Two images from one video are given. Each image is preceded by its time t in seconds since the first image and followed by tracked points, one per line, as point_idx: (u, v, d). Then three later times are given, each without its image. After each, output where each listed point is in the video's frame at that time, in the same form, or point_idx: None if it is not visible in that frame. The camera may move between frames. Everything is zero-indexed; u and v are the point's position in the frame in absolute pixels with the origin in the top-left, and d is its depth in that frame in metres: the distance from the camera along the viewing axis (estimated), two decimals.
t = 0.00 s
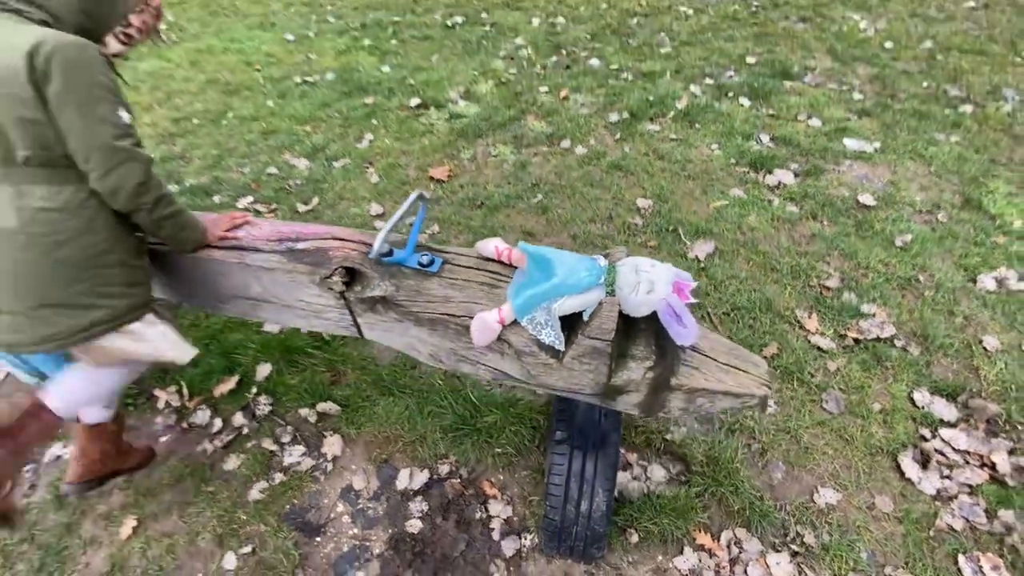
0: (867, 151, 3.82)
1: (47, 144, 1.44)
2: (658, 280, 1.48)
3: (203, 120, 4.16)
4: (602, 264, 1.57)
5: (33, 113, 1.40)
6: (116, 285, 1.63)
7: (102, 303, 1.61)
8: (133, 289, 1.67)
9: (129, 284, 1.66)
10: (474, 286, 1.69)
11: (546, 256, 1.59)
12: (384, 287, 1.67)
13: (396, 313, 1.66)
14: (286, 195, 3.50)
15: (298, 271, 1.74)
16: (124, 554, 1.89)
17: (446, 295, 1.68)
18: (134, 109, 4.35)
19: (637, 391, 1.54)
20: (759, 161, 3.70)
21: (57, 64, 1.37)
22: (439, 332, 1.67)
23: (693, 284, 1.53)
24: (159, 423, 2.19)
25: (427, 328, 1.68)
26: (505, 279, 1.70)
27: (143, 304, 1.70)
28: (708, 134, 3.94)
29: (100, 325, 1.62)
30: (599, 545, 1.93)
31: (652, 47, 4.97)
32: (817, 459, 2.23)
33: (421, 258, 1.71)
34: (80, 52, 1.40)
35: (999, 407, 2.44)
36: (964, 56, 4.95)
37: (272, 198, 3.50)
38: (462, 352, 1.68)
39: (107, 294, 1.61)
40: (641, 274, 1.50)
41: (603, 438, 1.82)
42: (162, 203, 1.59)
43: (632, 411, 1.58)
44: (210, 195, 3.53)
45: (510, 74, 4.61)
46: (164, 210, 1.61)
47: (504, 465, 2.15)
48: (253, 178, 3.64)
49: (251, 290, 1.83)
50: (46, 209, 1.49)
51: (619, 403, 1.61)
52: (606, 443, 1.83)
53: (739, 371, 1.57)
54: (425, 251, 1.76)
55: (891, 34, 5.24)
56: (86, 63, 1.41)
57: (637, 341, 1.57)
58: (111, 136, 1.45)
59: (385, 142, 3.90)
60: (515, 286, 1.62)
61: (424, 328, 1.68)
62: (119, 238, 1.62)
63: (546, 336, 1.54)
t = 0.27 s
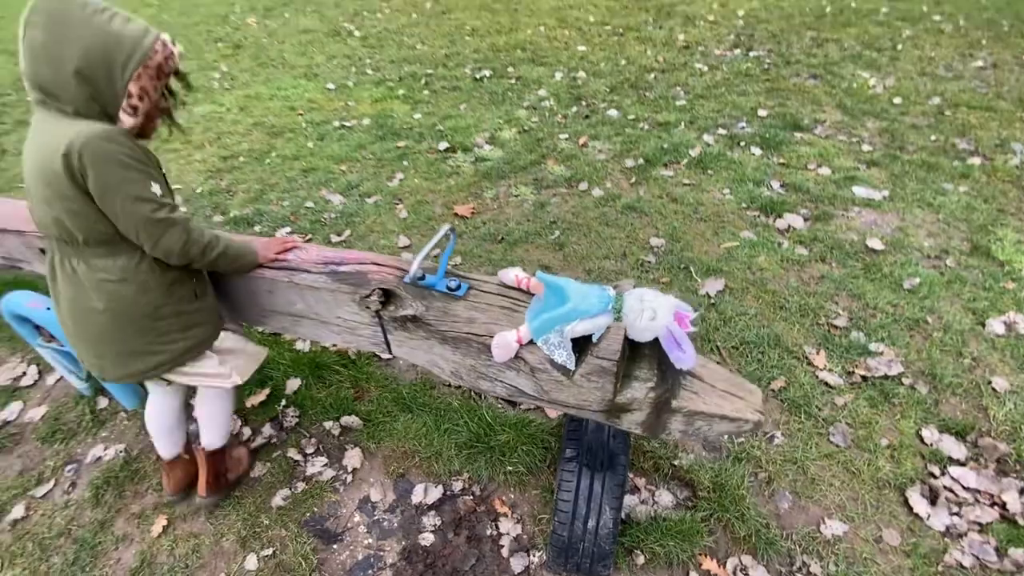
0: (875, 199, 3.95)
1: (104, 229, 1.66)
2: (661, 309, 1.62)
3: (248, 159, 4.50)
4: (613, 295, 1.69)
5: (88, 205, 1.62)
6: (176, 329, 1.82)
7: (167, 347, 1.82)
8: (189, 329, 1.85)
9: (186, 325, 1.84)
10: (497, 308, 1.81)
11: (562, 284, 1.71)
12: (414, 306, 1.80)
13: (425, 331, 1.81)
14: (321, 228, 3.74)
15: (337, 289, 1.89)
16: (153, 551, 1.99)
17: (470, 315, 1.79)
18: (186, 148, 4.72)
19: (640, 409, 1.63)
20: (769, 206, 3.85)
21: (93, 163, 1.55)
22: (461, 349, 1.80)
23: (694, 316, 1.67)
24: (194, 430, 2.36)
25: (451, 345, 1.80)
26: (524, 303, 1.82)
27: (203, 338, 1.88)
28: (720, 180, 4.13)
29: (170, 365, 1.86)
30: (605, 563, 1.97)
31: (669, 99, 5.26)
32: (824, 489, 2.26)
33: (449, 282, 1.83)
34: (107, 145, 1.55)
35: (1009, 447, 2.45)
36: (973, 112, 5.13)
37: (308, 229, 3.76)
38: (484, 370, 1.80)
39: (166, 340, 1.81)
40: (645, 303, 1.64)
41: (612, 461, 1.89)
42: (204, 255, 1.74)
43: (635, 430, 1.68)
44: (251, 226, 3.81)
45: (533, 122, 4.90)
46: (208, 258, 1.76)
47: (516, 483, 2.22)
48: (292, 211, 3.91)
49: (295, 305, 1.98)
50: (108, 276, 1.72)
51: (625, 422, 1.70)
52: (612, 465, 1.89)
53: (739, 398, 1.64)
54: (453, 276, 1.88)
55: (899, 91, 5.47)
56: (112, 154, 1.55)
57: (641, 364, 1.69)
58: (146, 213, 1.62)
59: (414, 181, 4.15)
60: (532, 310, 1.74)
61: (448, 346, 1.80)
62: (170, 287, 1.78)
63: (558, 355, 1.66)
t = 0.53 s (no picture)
0: (888, 243, 4.03)
1: (153, 239, 1.86)
2: (654, 345, 1.73)
3: (288, 184, 4.83)
4: (613, 330, 1.81)
5: (143, 219, 1.82)
6: (202, 332, 2.03)
7: (192, 347, 2.02)
8: (213, 332, 2.06)
9: (211, 329, 2.05)
10: (510, 334, 1.96)
11: (567, 316, 1.85)
12: (436, 327, 1.99)
13: (443, 350, 1.99)
14: (350, 249, 3.99)
15: (368, 308, 2.11)
16: (176, 533, 2.14)
17: (485, 338, 1.95)
18: (232, 172, 5.10)
19: (631, 434, 1.74)
20: (781, 245, 3.96)
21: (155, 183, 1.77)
22: (474, 368, 1.96)
23: (684, 354, 1.77)
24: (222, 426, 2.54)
25: (466, 365, 1.97)
26: (533, 331, 1.95)
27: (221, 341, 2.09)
28: (733, 219, 4.28)
29: (190, 363, 2.05)
30: (599, 572, 2.04)
31: (688, 142, 5.49)
32: (820, 517, 2.29)
33: (469, 307, 1.99)
34: (167, 169, 1.77)
35: (1012, 488, 2.44)
36: (991, 164, 5.22)
37: (340, 249, 4.01)
38: (495, 389, 1.95)
39: (193, 341, 2.01)
40: (640, 338, 1.75)
41: (610, 474, 2.00)
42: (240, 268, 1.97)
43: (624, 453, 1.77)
44: (288, 244, 4.09)
45: (556, 160, 5.15)
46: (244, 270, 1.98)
47: (518, 493, 2.31)
48: (325, 233, 4.17)
49: (331, 318, 2.22)
50: (150, 280, 1.90)
51: (616, 445, 1.80)
52: (610, 477, 1.99)
53: (721, 432, 1.76)
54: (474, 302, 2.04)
55: (917, 142, 5.61)
56: (170, 176, 1.78)
57: (634, 393, 1.80)
58: (196, 228, 1.83)
59: (440, 209, 4.40)
60: (539, 338, 1.88)
61: (463, 365, 1.98)
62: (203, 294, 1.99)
63: (560, 379, 1.79)
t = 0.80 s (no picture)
0: (902, 271, 4.10)
1: (237, 222, 2.10)
2: (650, 369, 1.81)
3: (325, 194, 5.14)
4: (615, 352, 1.92)
5: (233, 203, 2.07)
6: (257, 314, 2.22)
7: (244, 325, 2.20)
8: (266, 317, 2.25)
9: (265, 314, 2.24)
10: (523, 347, 2.07)
11: (576, 336, 1.97)
12: (458, 336, 2.13)
13: (462, 358, 2.11)
14: (379, 254, 4.23)
15: (395, 313, 2.26)
16: (206, 501, 2.33)
17: (499, 349, 2.07)
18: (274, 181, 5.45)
19: (624, 447, 1.86)
20: (794, 269, 4.06)
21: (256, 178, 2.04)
22: (489, 376, 2.08)
23: (678, 380, 1.86)
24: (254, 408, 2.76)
25: (482, 372, 2.09)
26: (543, 346, 2.07)
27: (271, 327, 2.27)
28: (748, 243, 4.41)
29: (239, 340, 2.22)
30: (594, 561, 2.13)
31: (709, 169, 5.69)
32: (813, 526, 2.34)
33: (488, 321, 2.10)
34: (266, 167, 2.03)
35: (1010, 511, 2.45)
36: (1015, 199, 5.25)
37: (369, 254, 4.26)
38: (506, 396, 2.07)
39: (247, 320, 2.20)
40: (638, 362, 1.82)
41: (610, 471, 2.06)
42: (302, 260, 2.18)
43: (617, 464, 1.89)
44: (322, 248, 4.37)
45: (579, 180, 5.35)
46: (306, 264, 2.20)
47: (522, 485, 2.43)
48: (357, 239, 4.43)
49: (363, 320, 2.39)
50: (227, 257, 2.14)
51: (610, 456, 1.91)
52: (609, 472, 2.07)
53: (705, 452, 1.88)
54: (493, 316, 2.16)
55: (940, 175, 5.69)
56: (268, 174, 2.04)
57: (631, 410, 1.90)
58: (279, 219, 2.09)
59: (465, 222, 4.63)
60: (549, 353, 2.00)
61: (479, 372, 2.10)
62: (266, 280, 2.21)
63: (564, 392, 1.90)
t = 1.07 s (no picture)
0: (917, 291, 4.12)
1: (257, 241, 2.24)
2: (653, 400, 1.88)
3: (352, 205, 5.38)
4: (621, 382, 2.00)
5: (255, 225, 2.22)
6: (265, 327, 2.34)
7: (253, 337, 2.32)
8: (275, 330, 2.36)
9: (275, 327, 2.36)
10: (536, 369, 2.17)
11: (585, 366, 2.05)
12: (476, 355, 2.21)
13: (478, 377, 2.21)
14: (401, 263, 4.41)
15: (420, 330, 2.35)
16: (234, 485, 2.48)
17: (514, 371, 2.16)
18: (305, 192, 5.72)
19: (623, 469, 1.96)
20: (806, 287, 4.12)
21: (277, 204, 2.18)
22: (503, 394, 2.16)
23: (677, 413, 1.95)
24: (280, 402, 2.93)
25: (497, 390, 2.17)
26: (554, 371, 2.17)
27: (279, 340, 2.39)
28: (762, 261, 4.50)
29: (247, 349, 2.34)
30: (598, 557, 2.18)
31: (725, 189, 5.80)
32: (815, 534, 2.36)
33: (506, 343, 2.20)
34: (296, 202, 2.19)
35: (1016, 528, 2.43)
36: None
37: (392, 263, 4.44)
38: (518, 413, 2.15)
39: (256, 332, 2.32)
40: (641, 391, 1.89)
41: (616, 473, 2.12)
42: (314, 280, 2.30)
43: (615, 484, 1.98)
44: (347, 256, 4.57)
45: (596, 197, 5.50)
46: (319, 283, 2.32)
47: (531, 483, 2.53)
48: (381, 248, 4.63)
49: (390, 332, 2.48)
50: (246, 272, 2.28)
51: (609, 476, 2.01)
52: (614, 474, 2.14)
53: (699, 479, 1.97)
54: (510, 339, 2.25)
55: (959, 199, 5.70)
56: (288, 201, 2.18)
57: (632, 435, 1.99)
58: (295, 242, 2.22)
59: (485, 235, 4.80)
60: (560, 377, 2.08)
61: (495, 390, 2.18)
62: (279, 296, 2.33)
63: (570, 414, 1.98)
